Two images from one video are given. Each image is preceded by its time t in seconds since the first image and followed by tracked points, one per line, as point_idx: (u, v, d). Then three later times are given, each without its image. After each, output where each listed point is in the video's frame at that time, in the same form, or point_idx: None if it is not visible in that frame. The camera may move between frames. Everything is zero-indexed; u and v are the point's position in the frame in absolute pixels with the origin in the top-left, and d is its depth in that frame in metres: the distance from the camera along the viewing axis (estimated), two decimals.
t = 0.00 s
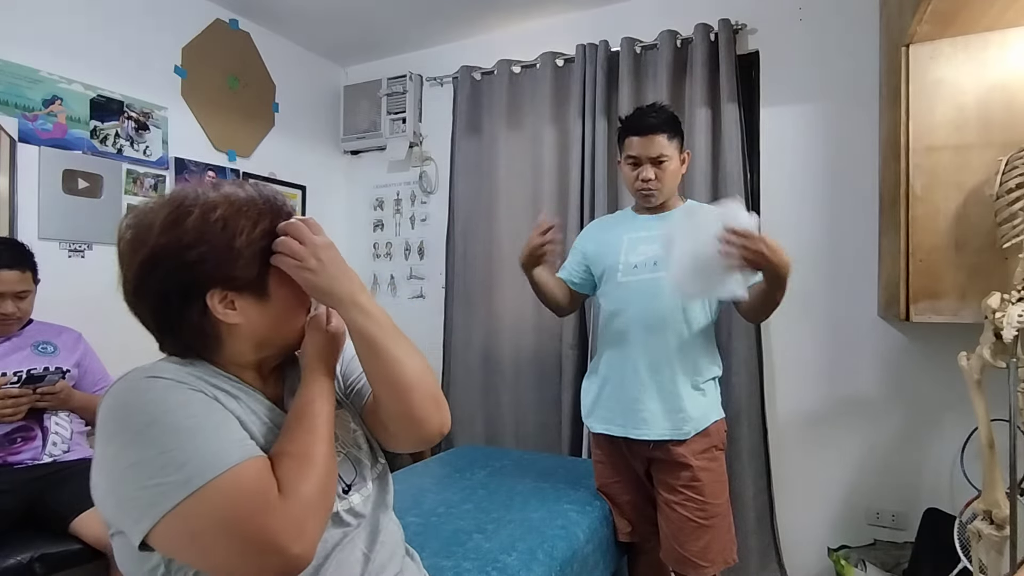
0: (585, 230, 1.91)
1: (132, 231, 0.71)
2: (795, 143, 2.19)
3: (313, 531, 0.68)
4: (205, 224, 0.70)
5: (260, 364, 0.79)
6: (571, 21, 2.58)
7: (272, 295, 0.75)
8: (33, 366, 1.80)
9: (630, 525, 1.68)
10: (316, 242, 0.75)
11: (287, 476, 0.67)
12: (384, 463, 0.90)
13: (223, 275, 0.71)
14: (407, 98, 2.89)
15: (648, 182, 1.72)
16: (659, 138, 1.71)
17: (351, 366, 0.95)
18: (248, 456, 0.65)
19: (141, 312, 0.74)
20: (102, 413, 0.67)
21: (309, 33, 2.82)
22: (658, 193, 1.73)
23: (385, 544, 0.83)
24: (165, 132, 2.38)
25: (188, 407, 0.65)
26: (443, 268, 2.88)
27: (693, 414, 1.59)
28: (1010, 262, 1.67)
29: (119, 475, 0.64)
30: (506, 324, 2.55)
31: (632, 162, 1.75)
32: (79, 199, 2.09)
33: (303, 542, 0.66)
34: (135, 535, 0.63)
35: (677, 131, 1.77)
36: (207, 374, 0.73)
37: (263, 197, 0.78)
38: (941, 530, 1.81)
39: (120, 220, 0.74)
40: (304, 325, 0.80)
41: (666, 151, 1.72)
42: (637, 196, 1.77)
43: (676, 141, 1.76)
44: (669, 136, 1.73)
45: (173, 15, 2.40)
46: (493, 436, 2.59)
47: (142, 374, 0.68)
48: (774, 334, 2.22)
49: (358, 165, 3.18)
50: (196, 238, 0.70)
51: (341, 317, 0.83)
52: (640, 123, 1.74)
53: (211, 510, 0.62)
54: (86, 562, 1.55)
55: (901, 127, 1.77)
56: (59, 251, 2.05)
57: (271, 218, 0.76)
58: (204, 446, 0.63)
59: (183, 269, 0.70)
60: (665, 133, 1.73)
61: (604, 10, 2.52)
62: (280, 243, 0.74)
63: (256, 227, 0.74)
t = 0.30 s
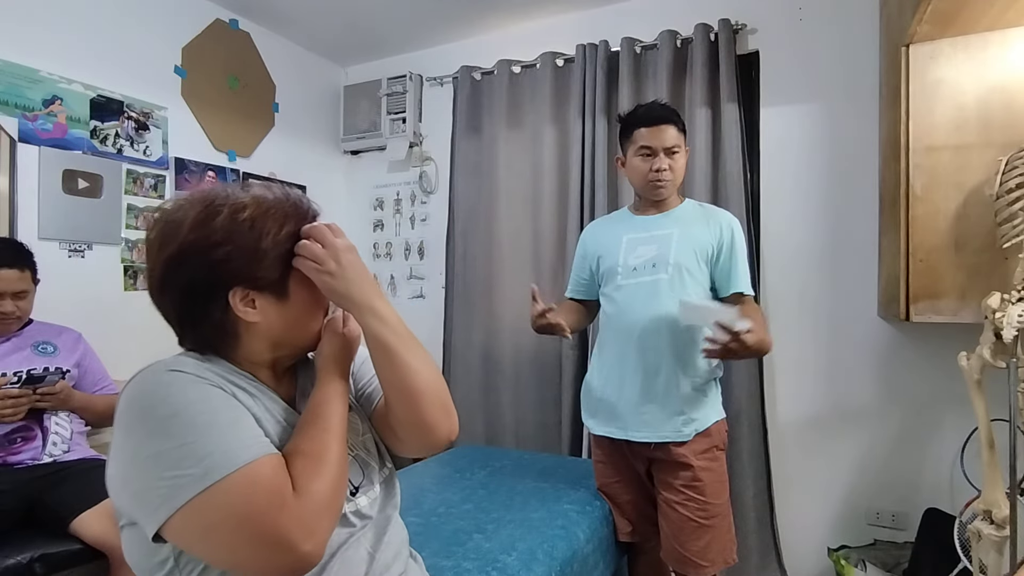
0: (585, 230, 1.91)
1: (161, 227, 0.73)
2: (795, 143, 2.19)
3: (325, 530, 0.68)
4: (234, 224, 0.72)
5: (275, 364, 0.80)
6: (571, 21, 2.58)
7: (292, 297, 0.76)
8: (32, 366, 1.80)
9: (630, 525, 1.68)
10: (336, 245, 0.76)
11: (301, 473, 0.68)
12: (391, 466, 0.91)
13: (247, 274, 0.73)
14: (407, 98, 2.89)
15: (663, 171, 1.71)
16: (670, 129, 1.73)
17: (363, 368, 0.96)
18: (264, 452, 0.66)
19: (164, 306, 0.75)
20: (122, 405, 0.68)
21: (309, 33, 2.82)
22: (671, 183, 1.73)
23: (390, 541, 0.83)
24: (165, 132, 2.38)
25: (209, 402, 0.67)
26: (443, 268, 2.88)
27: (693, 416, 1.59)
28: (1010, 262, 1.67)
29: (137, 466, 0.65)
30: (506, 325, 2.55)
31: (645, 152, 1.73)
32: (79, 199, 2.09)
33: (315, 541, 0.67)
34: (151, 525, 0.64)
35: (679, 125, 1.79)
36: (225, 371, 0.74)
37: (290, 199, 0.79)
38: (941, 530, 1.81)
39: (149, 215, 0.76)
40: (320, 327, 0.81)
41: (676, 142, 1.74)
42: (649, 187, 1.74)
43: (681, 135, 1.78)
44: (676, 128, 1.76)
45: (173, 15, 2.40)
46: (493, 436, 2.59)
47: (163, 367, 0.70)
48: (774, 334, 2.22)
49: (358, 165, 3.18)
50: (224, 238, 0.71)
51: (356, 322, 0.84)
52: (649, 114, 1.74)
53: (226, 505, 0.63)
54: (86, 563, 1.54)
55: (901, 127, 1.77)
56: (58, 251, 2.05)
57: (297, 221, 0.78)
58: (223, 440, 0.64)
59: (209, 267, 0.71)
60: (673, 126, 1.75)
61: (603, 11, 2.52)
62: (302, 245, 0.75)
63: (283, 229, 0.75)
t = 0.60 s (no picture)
0: (585, 230, 1.90)
1: (186, 223, 0.74)
2: (794, 143, 2.19)
3: (331, 531, 0.69)
4: (258, 225, 0.73)
5: (289, 365, 0.82)
6: (571, 21, 2.59)
7: (309, 299, 0.77)
8: (33, 366, 1.80)
9: (630, 525, 1.68)
10: (356, 253, 0.77)
11: (311, 474, 0.69)
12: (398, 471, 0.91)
13: (267, 275, 0.74)
14: (407, 98, 2.89)
15: (665, 167, 1.72)
16: (674, 126, 1.74)
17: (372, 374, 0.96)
18: (275, 451, 0.67)
19: (184, 301, 0.76)
20: (138, 398, 0.70)
21: (309, 33, 2.82)
22: (672, 180, 1.73)
23: (393, 543, 0.83)
24: (165, 132, 2.37)
25: (223, 400, 0.68)
26: (443, 268, 2.88)
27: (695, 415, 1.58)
28: (1010, 262, 1.67)
29: (151, 459, 0.66)
30: (506, 325, 2.55)
31: (648, 147, 1.73)
32: (79, 199, 2.09)
33: (321, 542, 0.68)
34: (161, 518, 0.65)
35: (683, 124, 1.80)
36: (241, 370, 0.76)
37: (316, 202, 0.80)
38: (940, 530, 1.81)
39: (176, 210, 0.77)
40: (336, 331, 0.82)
41: (679, 140, 1.74)
42: (649, 183, 1.74)
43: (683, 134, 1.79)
44: (679, 127, 1.76)
45: (173, 15, 2.40)
46: (493, 436, 2.59)
47: (180, 362, 0.71)
48: (774, 334, 2.22)
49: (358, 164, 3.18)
50: (248, 238, 0.72)
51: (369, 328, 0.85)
52: (654, 111, 1.75)
53: (235, 503, 0.63)
54: (86, 562, 1.55)
55: (901, 127, 1.77)
56: (58, 251, 2.05)
57: (320, 225, 0.78)
58: (235, 437, 0.65)
59: (230, 266, 0.72)
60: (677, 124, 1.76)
61: (603, 11, 2.52)
62: (322, 249, 0.76)
63: (306, 231, 0.76)
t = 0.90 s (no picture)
0: (585, 230, 1.90)
1: (206, 221, 0.76)
2: (794, 143, 2.19)
3: (337, 536, 0.70)
4: (275, 226, 0.74)
5: (299, 366, 0.83)
6: (571, 21, 2.59)
7: (324, 302, 0.79)
8: (33, 366, 1.80)
9: (630, 526, 1.69)
10: (372, 259, 0.78)
11: (319, 479, 0.70)
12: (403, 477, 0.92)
13: (283, 275, 0.75)
14: (407, 98, 2.89)
15: (655, 166, 1.72)
16: (667, 125, 1.74)
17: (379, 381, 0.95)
18: (285, 455, 0.68)
19: (200, 297, 0.78)
20: (150, 395, 0.71)
21: (309, 33, 2.82)
22: (663, 177, 1.73)
23: (396, 547, 0.84)
24: (165, 132, 2.37)
25: (235, 400, 0.69)
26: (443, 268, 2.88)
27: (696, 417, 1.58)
28: (1010, 262, 1.68)
29: (161, 457, 0.67)
30: (506, 325, 2.55)
31: (639, 146, 1.75)
32: (79, 199, 2.09)
33: (327, 548, 0.68)
34: (170, 517, 0.66)
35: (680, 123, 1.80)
36: (253, 371, 0.77)
37: (334, 205, 0.81)
38: (940, 530, 1.81)
39: (197, 207, 0.79)
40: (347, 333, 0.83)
41: (671, 138, 1.74)
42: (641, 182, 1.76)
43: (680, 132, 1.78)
44: (674, 125, 1.76)
45: (173, 15, 2.40)
46: (493, 436, 2.59)
47: (193, 362, 0.72)
48: (774, 334, 2.22)
49: (358, 165, 3.18)
50: (264, 238, 0.74)
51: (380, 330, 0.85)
52: (646, 111, 1.76)
53: (245, 505, 0.64)
54: (87, 562, 1.55)
55: (901, 128, 1.77)
56: (58, 251, 2.05)
57: (336, 227, 0.80)
58: (246, 439, 0.66)
59: (246, 265, 0.74)
60: (671, 122, 1.75)
61: (603, 11, 2.52)
62: (339, 254, 0.77)
63: (323, 233, 0.78)
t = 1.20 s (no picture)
0: (585, 231, 1.91)
1: (219, 220, 0.76)
2: (794, 143, 2.19)
3: (340, 541, 0.70)
4: (290, 228, 0.74)
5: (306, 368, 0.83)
6: (570, 21, 2.59)
7: (334, 305, 0.79)
8: (33, 366, 1.80)
9: (630, 525, 1.68)
10: (385, 266, 0.78)
11: (324, 483, 0.70)
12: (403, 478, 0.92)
13: (295, 278, 0.75)
14: (407, 98, 2.89)
15: (637, 167, 1.73)
16: (649, 125, 1.75)
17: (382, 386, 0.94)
18: (291, 459, 0.68)
19: (210, 296, 0.78)
20: (157, 395, 0.71)
21: (309, 33, 2.82)
22: (647, 177, 1.73)
23: (402, 546, 0.84)
24: (165, 132, 2.37)
25: (243, 402, 0.69)
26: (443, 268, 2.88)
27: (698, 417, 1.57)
28: (1010, 262, 1.68)
29: (167, 457, 0.67)
30: (506, 325, 2.55)
31: (623, 149, 1.78)
32: (79, 199, 2.09)
33: (330, 553, 0.68)
34: (175, 518, 0.66)
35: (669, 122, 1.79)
36: (261, 372, 0.77)
37: (350, 210, 0.82)
38: (940, 530, 1.80)
39: (210, 206, 0.79)
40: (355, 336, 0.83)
41: (655, 137, 1.74)
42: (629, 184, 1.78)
43: (667, 131, 1.77)
44: (659, 124, 1.76)
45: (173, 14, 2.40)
46: (493, 436, 2.58)
47: (201, 362, 0.73)
48: (774, 334, 2.22)
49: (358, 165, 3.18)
50: (278, 240, 0.74)
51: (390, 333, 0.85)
52: (631, 114, 1.80)
53: (249, 508, 0.64)
54: (86, 562, 1.55)
55: (901, 128, 1.77)
56: (58, 251, 2.05)
57: (350, 231, 0.80)
58: (252, 442, 0.67)
59: (259, 266, 0.74)
60: (655, 122, 1.76)
61: (603, 11, 2.52)
62: (351, 259, 0.78)
63: (337, 237, 0.78)
